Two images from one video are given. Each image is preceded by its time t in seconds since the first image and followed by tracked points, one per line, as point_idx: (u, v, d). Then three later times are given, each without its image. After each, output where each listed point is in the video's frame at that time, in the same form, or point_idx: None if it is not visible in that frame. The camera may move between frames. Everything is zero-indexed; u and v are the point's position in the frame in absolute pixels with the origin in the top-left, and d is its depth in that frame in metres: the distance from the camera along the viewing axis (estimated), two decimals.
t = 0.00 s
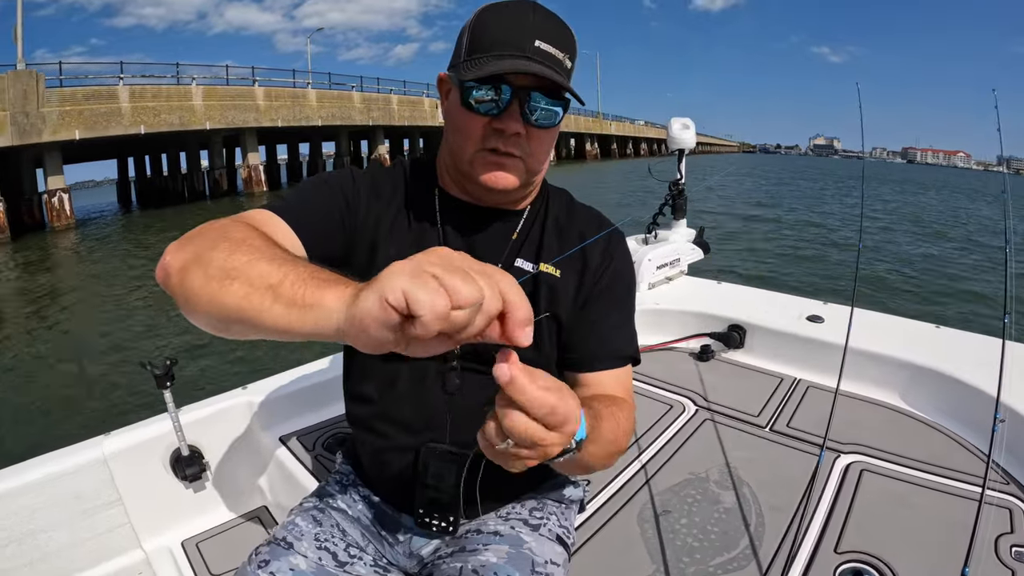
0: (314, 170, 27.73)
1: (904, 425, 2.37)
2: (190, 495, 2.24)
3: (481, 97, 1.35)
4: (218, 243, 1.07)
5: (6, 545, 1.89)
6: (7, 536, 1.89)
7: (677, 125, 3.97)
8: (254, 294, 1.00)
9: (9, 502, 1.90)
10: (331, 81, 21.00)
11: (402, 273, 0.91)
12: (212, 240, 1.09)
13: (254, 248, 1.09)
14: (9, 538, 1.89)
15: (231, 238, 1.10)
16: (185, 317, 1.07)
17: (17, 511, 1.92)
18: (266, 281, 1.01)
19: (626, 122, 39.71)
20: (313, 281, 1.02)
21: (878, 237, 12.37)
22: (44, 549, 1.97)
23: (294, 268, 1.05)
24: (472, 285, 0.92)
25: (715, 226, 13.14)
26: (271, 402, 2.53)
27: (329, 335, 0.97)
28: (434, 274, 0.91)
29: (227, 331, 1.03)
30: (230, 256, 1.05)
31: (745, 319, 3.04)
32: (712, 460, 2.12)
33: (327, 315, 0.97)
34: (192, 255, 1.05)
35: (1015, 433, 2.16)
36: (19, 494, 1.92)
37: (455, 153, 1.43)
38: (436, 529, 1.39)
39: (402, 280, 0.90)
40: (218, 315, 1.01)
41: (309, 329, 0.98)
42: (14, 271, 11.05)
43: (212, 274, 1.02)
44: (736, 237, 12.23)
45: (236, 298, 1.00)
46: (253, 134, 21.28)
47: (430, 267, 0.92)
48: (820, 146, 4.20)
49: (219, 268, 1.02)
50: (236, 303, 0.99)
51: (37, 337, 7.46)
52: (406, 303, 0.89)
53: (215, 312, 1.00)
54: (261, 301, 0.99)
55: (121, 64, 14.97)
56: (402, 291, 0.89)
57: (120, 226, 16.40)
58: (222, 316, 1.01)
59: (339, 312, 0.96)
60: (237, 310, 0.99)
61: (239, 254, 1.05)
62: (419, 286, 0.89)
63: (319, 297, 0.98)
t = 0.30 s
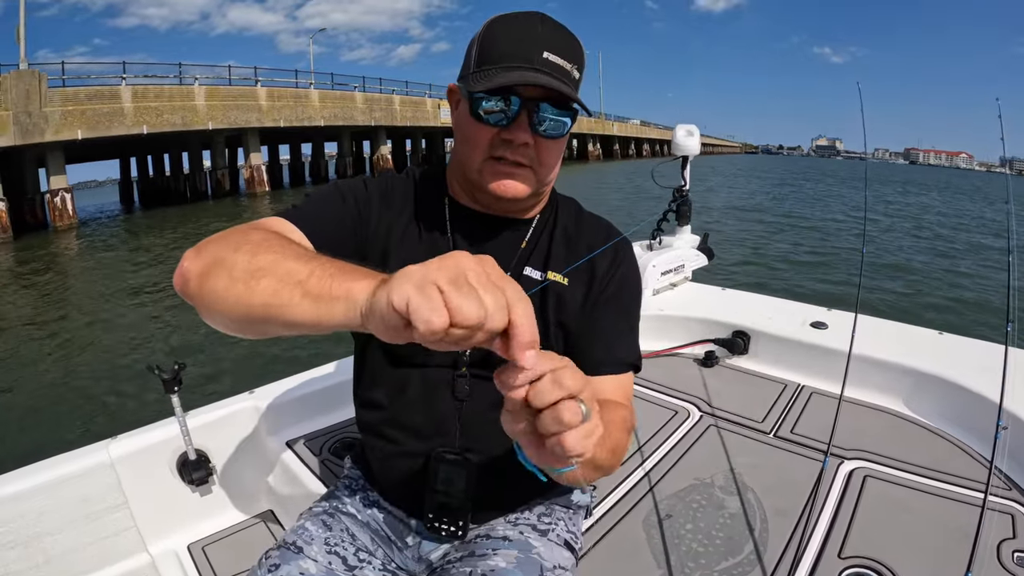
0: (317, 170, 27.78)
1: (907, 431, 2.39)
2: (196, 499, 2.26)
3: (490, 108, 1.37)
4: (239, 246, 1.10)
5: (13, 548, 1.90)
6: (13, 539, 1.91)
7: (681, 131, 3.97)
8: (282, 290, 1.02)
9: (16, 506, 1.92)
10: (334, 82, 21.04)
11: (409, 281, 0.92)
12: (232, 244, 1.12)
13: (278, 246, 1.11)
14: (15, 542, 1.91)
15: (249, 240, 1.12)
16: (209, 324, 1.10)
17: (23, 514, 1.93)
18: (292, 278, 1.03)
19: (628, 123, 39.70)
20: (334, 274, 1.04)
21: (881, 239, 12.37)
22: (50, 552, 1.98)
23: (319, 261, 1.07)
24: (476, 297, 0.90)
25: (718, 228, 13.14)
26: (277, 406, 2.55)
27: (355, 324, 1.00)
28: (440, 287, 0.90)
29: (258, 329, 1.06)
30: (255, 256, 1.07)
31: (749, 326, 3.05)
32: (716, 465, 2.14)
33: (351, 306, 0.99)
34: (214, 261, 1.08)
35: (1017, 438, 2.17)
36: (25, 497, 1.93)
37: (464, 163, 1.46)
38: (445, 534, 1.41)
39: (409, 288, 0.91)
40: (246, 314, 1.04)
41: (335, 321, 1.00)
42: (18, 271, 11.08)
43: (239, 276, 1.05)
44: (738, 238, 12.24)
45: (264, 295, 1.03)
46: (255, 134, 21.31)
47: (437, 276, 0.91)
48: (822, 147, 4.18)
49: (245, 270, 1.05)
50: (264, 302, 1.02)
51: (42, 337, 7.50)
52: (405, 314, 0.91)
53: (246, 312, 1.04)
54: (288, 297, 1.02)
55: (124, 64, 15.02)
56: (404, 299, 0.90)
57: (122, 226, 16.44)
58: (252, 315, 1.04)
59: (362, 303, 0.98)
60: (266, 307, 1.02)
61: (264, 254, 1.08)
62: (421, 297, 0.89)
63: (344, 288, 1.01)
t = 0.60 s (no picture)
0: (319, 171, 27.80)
1: (908, 433, 2.39)
2: (197, 500, 2.26)
3: (492, 112, 1.38)
4: (227, 251, 1.11)
5: (14, 547, 1.92)
6: (14, 539, 1.92)
7: (682, 136, 3.97)
8: (251, 307, 1.02)
9: (16, 507, 1.92)
10: (336, 82, 21.08)
11: (420, 313, 0.95)
12: (222, 247, 1.13)
13: (257, 258, 1.11)
14: (16, 542, 1.92)
15: (241, 247, 1.13)
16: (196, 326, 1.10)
17: (25, 515, 1.94)
18: (259, 296, 1.03)
19: (630, 124, 39.67)
20: (304, 297, 1.03)
21: (884, 240, 12.34)
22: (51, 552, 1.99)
23: (289, 280, 1.07)
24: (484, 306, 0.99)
25: (720, 229, 13.13)
26: (278, 408, 2.55)
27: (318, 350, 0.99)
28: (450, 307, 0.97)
29: (228, 342, 1.06)
30: (232, 267, 1.07)
31: (750, 329, 3.05)
32: (716, 468, 2.14)
33: (316, 332, 0.98)
34: (203, 265, 1.09)
35: (1018, 440, 2.18)
36: (26, 498, 1.94)
37: (466, 166, 1.46)
38: (446, 535, 1.42)
39: (425, 319, 0.94)
40: (220, 326, 1.04)
41: (300, 344, 0.99)
42: (20, 270, 11.10)
43: (214, 285, 1.05)
44: (740, 240, 12.23)
45: (236, 311, 1.03)
46: (257, 135, 21.32)
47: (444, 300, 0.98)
48: (824, 148, 4.16)
49: (221, 281, 1.05)
50: (234, 317, 1.02)
51: (43, 337, 7.51)
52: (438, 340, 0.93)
53: (217, 324, 1.04)
54: (256, 315, 1.01)
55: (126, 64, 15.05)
56: (432, 331, 0.93)
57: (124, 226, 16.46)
58: (224, 327, 1.04)
59: (330, 329, 0.97)
60: (236, 322, 1.02)
61: (240, 266, 1.08)
62: (442, 319, 0.94)
63: (308, 312, 1.00)
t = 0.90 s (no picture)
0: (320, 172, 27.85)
1: (906, 438, 2.40)
2: (200, 503, 2.28)
3: (489, 122, 1.40)
4: (237, 268, 1.14)
5: (19, 550, 1.94)
6: (18, 541, 1.94)
7: (682, 140, 3.99)
8: (273, 318, 1.06)
9: (22, 509, 1.95)
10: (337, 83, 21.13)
11: (385, 308, 0.95)
12: (230, 265, 1.16)
13: (269, 271, 1.14)
14: (20, 543, 1.94)
15: (249, 263, 1.16)
16: (212, 342, 1.13)
17: (30, 517, 1.96)
18: (281, 307, 1.06)
19: (632, 126, 39.68)
20: (324, 304, 1.07)
21: (885, 243, 12.36)
22: (55, 554, 2.00)
23: (306, 291, 1.11)
24: (453, 314, 0.95)
25: (721, 231, 13.14)
26: (280, 412, 2.57)
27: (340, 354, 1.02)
28: (416, 307, 0.95)
29: (253, 352, 1.10)
30: (250, 281, 1.11)
31: (749, 334, 3.07)
32: (714, 472, 2.15)
33: (337, 338, 1.02)
34: (213, 283, 1.12)
35: (1015, 445, 2.19)
36: (30, 501, 1.96)
37: (464, 176, 1.49)
38: (445, 538, 1.43)
39: (385, 316, 0.94)
40: (243, 339, 1.07)
41: (322, 349, 1.03)
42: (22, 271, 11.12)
43: (233, 301, 1.08)
44: (741, 242, 12.24)
45: (257, 322, 1.06)
46: (259, 136, 21.36)
47: (413, 298, 0.96)
48: (825, 150, 4.16)
49: (238, 296, 1.08)
50: (256, 328, 1.06)
51: (45, 338, 7.54)
52: (388, 337, 0.94)
53: (239, 337, 1.08)
54: (279, 325, 1.05)
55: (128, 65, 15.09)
56: (384, 324, 0.93)
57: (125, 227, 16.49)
58: (245, 340, 1.08)
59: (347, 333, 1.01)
60: (259, 333, 1.06)
61: (257, 280, 1.11)
62: (400, 318, 0.93)
63: (329, 319, 1.03)
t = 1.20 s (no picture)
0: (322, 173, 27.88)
1: (907, 438, 2.40)
2: (202, 502, 2.29)
3: (487, 122, 1.41)
4: (239, 265, 1.15)
5: (22, 548, 1.94)
6: (21, 539, 1.94)
7: (685, 140, 3.99)
8: (274, 312, 1.07)
9: (25, 507, 1.95)
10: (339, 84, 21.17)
11: (396, 305, 0.97)
12: (233, 263, 1.17)
13: (270, 266, 1.15)
14: (22, 542, 1.94)
15: (250, 260, 1.17)
16: (218, 339, 1.14)
17: (32, 516, 1.97)
18: (283, 299, 1.07)
19: (633, 127, 39.68)
20: (324, 294, 1.08)
21: (887, 244, 12.36)
22: (58, 552, 2.01)
23: (307, 282, 1.11)
24: (460, 311, 0.96)
25: (723, 232, 13.14)
26: (282, 411, 2.58)
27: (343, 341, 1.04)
28: (424, 307, 0.96)
29: (258, 348, 1.11)
30: (251, 276, 1.12)
31: (751, 334, 3.07)
32: (716, 473, 2.15)
33: (340, 327, 1.03)
34: (216, 282, 1.13)
35: (1016, 446, 2.19)
36: (34, 499, 1.97)
37: (463, 176, 1.49)
38: (446, 536, 1.44)
39: (397, 313, 0.96)
40: (248, 333, 1.08)
41: (325, 339, 1.05)
42: (24, 271, 11.16)
43: (236, 297, 1.09)
44: (743, 243, 12.25)
45: (260, 317, 1.07)
46: (261, 137, 21.40)
47: (421, 298, 0.97)
48: (828, 151, 4.12)
49: (241, 292, 1.09)
50: (260, 322, 1.06)
51: (48, 338, 7.57)
52: (397, 338, 0.96)
53: (244, 332, 1.08)
54: (281, 317, 1.06)
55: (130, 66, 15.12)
56: (393, 323, 0.95)
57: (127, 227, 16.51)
58: (250, 335, 1.09)
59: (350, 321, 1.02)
60: (262, 327, 1.07)
61: (258, 275, 1.12)
62: (409, 319, 0.95)
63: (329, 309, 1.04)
